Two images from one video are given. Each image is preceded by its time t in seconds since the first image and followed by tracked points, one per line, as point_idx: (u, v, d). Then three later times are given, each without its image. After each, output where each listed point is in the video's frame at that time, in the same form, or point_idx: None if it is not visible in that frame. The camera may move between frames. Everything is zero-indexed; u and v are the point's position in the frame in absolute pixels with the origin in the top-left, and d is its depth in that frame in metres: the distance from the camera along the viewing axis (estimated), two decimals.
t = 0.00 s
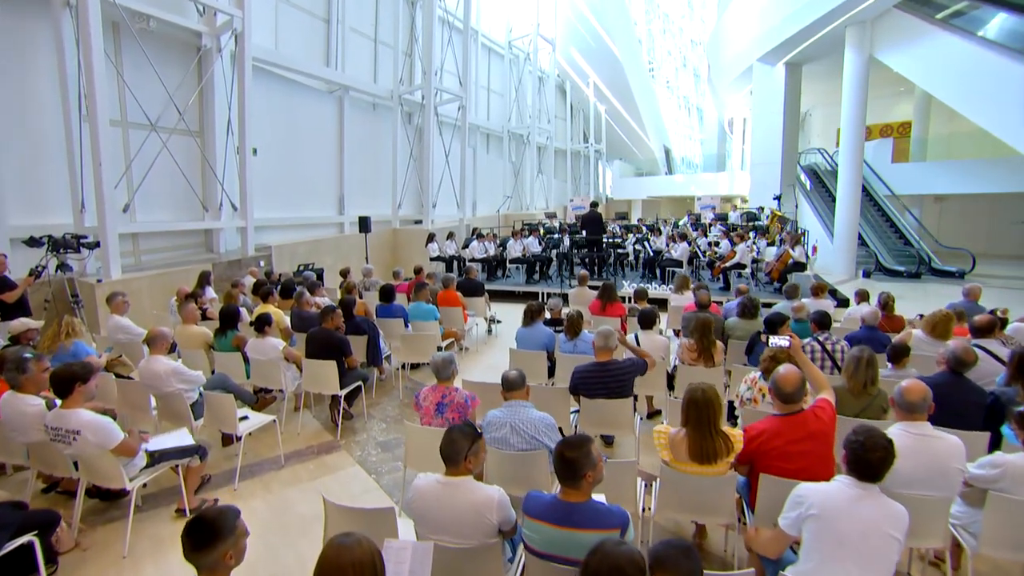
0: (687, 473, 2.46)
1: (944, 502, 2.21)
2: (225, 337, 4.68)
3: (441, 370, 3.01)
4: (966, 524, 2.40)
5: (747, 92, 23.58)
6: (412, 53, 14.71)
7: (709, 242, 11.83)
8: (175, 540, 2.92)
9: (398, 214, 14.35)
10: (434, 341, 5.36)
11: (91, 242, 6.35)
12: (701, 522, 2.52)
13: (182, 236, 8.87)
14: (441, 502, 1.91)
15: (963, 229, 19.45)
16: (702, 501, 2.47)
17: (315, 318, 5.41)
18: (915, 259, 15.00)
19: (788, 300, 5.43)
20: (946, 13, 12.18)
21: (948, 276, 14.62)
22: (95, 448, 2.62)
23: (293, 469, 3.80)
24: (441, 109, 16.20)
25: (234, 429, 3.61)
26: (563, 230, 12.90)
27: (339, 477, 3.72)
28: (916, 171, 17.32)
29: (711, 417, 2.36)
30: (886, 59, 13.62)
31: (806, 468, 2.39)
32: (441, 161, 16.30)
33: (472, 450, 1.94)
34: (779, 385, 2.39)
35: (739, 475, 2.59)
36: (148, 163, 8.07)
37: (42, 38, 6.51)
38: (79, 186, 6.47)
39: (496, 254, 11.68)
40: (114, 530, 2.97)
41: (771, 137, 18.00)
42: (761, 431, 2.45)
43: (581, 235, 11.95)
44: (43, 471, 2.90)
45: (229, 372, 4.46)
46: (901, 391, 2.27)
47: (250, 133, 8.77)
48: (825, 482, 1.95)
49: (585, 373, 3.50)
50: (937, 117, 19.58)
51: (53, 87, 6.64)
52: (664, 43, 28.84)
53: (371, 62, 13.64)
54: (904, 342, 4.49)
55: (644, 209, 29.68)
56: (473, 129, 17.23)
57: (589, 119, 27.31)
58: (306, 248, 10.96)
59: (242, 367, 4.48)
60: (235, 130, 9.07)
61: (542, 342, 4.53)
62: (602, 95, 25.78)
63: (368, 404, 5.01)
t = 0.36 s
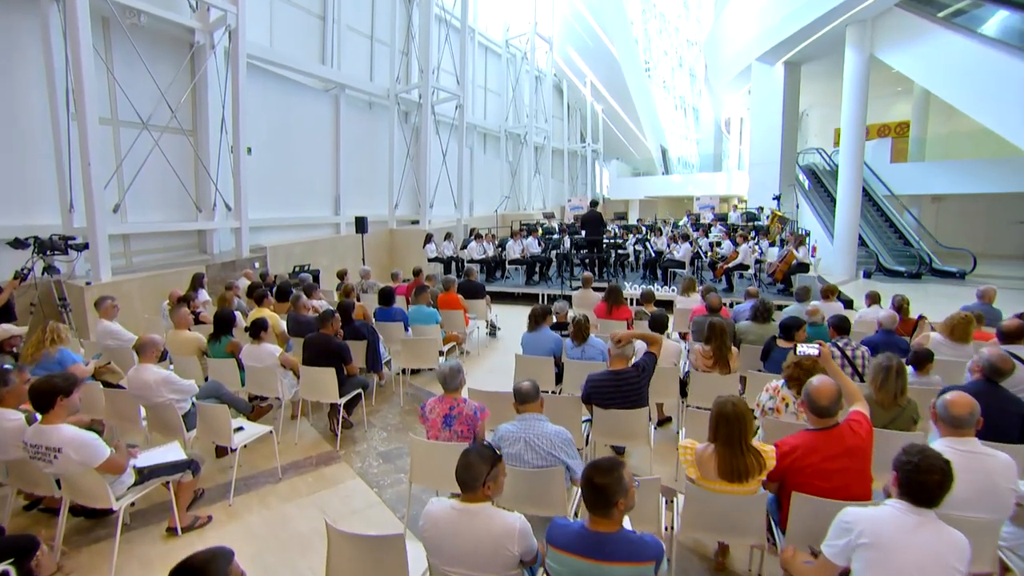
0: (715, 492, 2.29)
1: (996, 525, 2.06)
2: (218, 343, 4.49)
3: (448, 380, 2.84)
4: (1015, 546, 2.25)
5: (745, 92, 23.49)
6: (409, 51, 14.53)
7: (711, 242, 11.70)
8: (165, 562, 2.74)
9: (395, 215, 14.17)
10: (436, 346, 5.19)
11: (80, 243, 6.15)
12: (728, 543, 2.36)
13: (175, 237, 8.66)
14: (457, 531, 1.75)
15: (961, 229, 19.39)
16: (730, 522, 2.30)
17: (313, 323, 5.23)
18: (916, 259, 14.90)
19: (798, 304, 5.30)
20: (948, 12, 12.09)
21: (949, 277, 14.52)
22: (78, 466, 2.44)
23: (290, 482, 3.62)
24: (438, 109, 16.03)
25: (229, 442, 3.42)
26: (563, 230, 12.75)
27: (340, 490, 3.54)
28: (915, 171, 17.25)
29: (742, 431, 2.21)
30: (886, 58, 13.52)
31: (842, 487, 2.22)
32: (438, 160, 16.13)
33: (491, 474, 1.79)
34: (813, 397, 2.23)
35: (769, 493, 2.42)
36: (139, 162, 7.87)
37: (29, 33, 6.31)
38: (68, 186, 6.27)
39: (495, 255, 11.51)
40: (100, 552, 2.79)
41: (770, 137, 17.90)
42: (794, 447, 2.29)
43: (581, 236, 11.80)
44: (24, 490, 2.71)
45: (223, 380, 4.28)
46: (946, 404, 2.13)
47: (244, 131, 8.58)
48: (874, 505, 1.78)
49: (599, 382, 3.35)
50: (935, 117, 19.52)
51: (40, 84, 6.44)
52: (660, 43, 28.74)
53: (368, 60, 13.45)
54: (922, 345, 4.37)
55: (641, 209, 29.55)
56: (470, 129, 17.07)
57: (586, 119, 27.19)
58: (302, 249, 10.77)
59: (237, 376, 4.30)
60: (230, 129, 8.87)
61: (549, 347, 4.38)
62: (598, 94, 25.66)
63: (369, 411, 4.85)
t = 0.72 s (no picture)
0: (750, 514, 2.12)
1: None
2: (211, 350, 4.30)
3: (457, 392, 2.67)
4: None
5: (742, 92, 23.40)
6: (406, 49, 14.33)
7: (712, 243, 11.55)
8: None
9: (392, 215, 13.98)
10: (438, 352, 5.01)
11: (66, 245, 5.94)
12: (762, 568, 2.19)
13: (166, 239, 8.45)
14: (477, 566, 1.57)
15: (960, 228, 19.32)
16: (765, 546, 2.14)
17: (309, 327, 5.04)
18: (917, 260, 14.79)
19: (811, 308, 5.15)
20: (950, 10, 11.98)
21: (950, 277, 14.42)
22: (57, 488, 2.24)
23: (287, 498, 3.43)
24: (435, 108, 15.83)
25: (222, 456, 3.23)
26: (562, 231, 12.59)
27: (339, 506, 3.35)
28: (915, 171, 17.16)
29: (779, 450, 2.04)
30: (887, 57, 13.39)
31: (888, 509, 2.05)
32: (434, 160, 15.91)
33: (514, 503, 1.62)
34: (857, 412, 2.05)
35: (804, 513, 2.25)
36: (129, 161, 7.65)
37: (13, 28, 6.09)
38: (54, 186, 6.06)
39: (494, 256, 11.34)
40: None
41: (768, 137, 17.80)
42: (834, 466, 2.11)
43: (581, 236, 11.62)
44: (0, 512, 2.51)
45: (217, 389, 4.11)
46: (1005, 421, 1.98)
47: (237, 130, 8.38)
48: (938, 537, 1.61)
49: (613, 395, 3.15)
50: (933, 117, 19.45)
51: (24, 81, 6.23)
52: (657, 42, 28.64)
53: (364, 59, 13.26)
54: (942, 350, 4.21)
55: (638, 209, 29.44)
56: (467, 128, 16.86)
57: (583, 118, 27.04)
58: (296, 250, 10.59)
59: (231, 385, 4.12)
60: (223, 127, 8.65)
61: (557, 354, 4.22)
62: (595, 94, 25.53)
63: (368, 420, 4.66)
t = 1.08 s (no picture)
0: (793, 543, 1.93)
1: None
2: (201, 357, 4.08)
3: (465, 406, 2.48)
4: None
5: (739, 92, 23.31)
6: (401, 47, 14.11)
7: (713, 243, 11.38)
8: None
9: (387, 215, 13.76)
10: (439, 358, 4.81)
11: (49, 246, 5.70)
12: None
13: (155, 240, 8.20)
14: None
15: (958, 228, 19.27)
16: None
17: (304, 333, 4.84)
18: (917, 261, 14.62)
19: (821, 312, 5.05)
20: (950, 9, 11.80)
21: (950, 278, 14.31)
22: (26, 518, 2.03)
23: (282, 516, 3.23)
24: (431, 107, 15.62)
25: (212, 473, 3.01)
26: (560, 231, 12.39)
27: (337, 525, 3.14)
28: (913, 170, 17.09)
29: (823, 472, 1.85)
30: (885, 56, 13.31)
31: (947, 539, 1.86)
32: (430, 159, 15.69)
33: (542, 542, 1.44)
34: (910, 431, 1.86)
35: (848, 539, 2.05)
36: (116, 159, 7.40)
37: None
38: (36, 186, 5.82)
39: (491, 257, 11.13)
40: None
41: (766, 136, 17.69)
42: (885, 489, 1.90)
43: (580, 237, 11.44)
44: None
45: (207, 399, 3.90)
46: None
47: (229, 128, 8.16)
48: None
49: (627, 408, 2.96)
50: (930, 117, 19.39)
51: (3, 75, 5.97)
52: (652, 42, 28.54)
53: (358, 56, 13.03)
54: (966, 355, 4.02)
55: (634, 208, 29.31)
56: (462, 127, 16.65)
57: (578, 118, 26.90)
58: (289, 251, 10.37)
59: (222, 394, 3.92)
60: (214, 124, 8.41)
61: (566, 361, 4.09)
62: (591, 93, 25.38)
63: (367, 429, 4.46)
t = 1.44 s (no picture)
0: None
1: None
2: (187, 366, 3.85)
3: (475, 423, 2.28)
4: None
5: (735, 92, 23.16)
6: (395, 45, 13.88)
7: (712, 244, 11.23)
8: None
9: (381, 215, 13.53)
10: (440, 365, 4.60)
11: (29, 247, 5.44)
12: None
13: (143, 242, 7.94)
14: None
15: (953, 228, 19.25)
16: None
17: (297, 338, 4.63)
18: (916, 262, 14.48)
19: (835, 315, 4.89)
20: (949, 6, 11.51)
21: (948, 278, 14.20)
22: None
23: (275, 537, 3.01)
24: (426, 105, 15.40)
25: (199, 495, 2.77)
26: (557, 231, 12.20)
27: (333, 548, 2.92)
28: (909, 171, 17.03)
29: (881, 501, 1.65)
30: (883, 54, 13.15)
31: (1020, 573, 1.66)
32: (424, 158, 15.45)
33: None
34: (977, 454, 1.67)
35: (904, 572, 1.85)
36: (100, 157, 7.13)
37: None
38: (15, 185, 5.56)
39: (488, 258, 10.92)
40: None
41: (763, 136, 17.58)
42: (949, 519, 1.71)
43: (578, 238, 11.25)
44: None
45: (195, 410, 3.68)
46: None
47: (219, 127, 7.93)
48: None
49: (646, 420, 2.78)
50: (926, 117, 19.34)
51: None
52: (646, 42, 28.44)
53: (352, 54, 12.80)
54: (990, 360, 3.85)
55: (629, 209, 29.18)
56: (457, 126, 16.41)
57: (574, 117, 26.74)
58: (280, 252, 10.14)
59: (211, 405, 3.70)
60: (204, 121, 8.16)
61: (575, 369, 3.94)
62: (586, 93, 25.24)
63: (364, 440, 4.25)
